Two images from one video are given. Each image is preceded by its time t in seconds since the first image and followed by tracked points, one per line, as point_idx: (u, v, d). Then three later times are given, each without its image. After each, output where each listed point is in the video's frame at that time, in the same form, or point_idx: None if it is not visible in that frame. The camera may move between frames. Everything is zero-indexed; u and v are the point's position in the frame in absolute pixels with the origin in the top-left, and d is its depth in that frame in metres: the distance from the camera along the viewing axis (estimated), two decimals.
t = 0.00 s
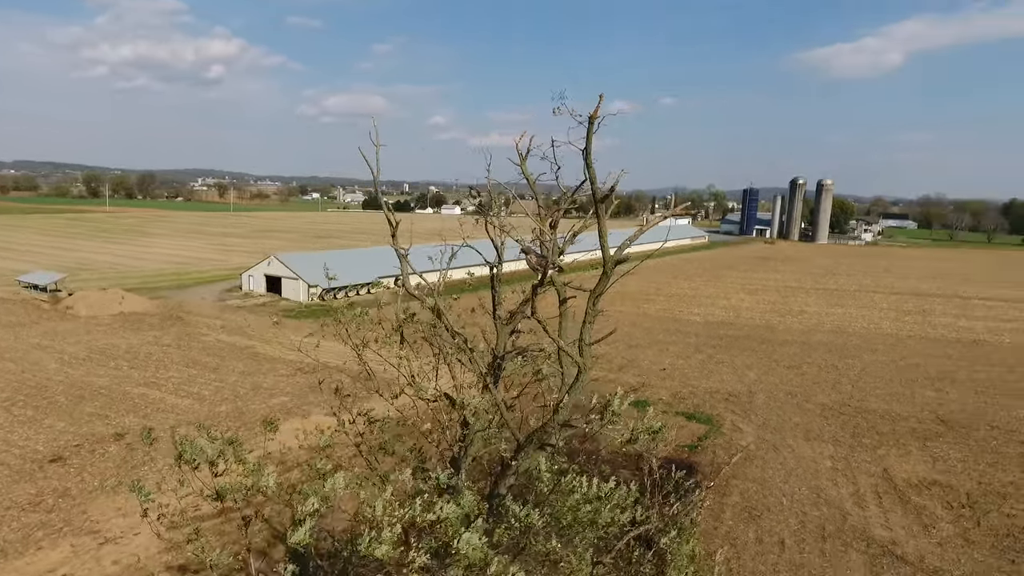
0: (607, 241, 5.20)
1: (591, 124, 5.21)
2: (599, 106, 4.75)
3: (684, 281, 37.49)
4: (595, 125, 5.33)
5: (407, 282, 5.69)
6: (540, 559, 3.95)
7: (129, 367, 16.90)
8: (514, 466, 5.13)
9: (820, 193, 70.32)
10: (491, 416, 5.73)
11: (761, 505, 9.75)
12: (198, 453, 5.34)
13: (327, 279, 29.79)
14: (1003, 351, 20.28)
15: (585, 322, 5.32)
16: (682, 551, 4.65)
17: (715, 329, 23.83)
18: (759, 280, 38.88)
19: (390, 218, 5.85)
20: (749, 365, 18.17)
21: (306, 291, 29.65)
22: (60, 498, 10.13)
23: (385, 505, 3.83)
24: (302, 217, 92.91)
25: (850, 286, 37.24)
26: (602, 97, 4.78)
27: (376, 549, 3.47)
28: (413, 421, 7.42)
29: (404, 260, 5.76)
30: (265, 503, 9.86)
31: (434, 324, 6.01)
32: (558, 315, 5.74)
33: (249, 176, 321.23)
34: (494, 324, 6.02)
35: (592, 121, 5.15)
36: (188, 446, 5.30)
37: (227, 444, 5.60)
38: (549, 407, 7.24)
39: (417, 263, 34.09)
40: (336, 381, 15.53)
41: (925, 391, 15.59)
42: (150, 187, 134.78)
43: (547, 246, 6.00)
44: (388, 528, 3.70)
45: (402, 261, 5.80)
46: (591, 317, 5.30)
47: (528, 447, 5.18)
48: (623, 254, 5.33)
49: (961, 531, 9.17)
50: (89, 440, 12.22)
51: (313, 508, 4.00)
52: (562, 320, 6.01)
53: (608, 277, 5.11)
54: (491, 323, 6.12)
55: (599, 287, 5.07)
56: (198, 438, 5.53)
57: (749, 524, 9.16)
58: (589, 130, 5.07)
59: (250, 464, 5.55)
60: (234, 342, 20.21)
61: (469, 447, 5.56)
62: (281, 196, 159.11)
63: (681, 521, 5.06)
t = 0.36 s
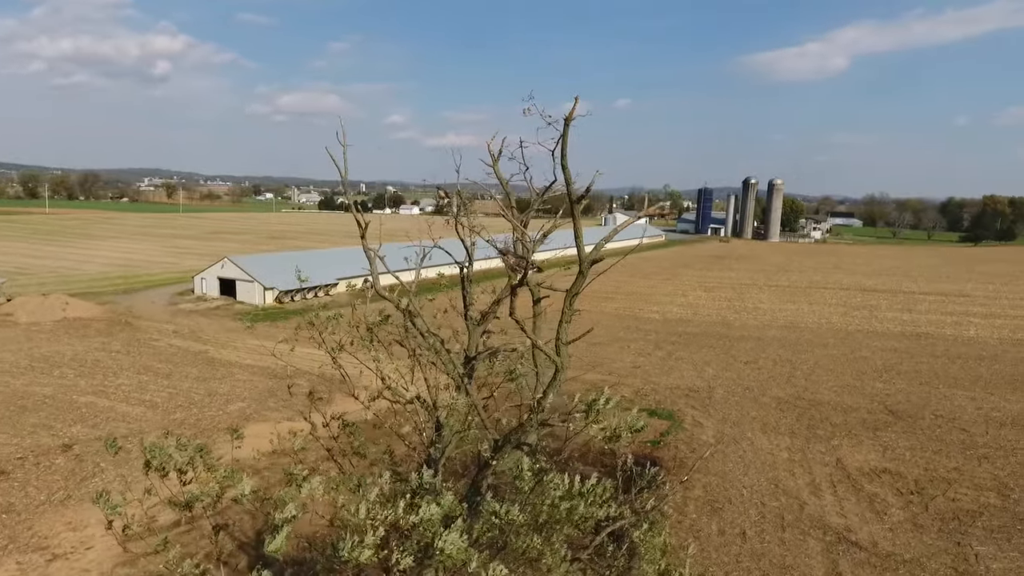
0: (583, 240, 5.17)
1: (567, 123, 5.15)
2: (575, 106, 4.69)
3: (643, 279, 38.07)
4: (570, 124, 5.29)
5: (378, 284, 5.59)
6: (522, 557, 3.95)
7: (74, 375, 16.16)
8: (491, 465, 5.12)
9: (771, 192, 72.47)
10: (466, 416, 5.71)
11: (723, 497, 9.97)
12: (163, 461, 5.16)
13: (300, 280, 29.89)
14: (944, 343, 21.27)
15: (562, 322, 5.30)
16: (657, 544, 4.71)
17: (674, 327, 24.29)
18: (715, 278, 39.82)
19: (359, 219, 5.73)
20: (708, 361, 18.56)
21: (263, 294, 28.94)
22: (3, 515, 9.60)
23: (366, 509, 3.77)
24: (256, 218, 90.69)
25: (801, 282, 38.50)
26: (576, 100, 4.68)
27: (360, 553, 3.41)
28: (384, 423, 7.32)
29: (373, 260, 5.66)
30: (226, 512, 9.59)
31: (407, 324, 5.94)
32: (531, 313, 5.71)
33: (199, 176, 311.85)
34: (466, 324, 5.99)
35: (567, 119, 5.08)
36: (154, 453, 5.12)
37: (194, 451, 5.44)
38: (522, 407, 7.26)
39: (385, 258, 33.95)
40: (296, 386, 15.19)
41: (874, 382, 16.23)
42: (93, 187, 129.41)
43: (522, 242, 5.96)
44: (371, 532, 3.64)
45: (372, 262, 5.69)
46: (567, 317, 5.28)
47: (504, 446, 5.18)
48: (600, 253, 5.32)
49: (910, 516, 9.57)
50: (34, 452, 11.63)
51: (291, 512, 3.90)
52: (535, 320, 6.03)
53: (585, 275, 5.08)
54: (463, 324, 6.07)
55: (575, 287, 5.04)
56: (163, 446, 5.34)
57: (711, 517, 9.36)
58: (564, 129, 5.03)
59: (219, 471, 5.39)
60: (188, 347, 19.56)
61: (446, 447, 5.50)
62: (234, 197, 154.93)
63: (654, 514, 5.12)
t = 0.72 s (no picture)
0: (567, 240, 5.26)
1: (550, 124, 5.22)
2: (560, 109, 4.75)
3: (613, 278, 38.41)
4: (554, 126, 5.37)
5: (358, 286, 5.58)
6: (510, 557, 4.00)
7: (30, 382, 15.57)
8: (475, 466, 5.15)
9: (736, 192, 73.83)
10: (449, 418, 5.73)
11: (695, 493, 10.12)
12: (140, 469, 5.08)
13: (281, 282, 30.20)
14: (903, 338, 21.95)
15: (547, 322, 5.36)
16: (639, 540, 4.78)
17: (644, 325, 24.56)
18: (684, 277, 40.40)
19: (338, 221, 5.72)
20: (678, 358, 18.81)
21: (229, 296, 28.31)
22: None
23: (356, 514, 3.77)
24: (221, 219, 88.73)
25: (766, 280, 39.33)
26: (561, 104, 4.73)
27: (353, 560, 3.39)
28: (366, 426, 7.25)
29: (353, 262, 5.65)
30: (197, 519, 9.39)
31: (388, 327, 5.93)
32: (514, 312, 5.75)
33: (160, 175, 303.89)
34: (447, 326, 6.06)
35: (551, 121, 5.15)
36: (129, 461, 5.03)
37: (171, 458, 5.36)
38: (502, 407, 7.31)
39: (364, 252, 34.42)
40: (264, 390, 14.91)
41: (838, 377, 16.69)
42: (47, 187, 124.95)
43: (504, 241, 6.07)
44: (362, 538, 3.64)
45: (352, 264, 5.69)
46: (552, 317, 5.35)
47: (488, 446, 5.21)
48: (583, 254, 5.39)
49: (875, 506, 9.86)
50: None
51: (279, 519, 3.87)
52: (518, 320, 6.12)
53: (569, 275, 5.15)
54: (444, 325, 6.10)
55: (560, 287, 5.10)
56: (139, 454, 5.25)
57: (685, 512, 9.50)
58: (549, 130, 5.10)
59: (198, 480, 5.30)
60: (151, 351, 19.02)
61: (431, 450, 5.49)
62: (198, 197, 151.37)
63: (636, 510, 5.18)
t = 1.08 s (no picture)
0: (558, 242, 5.29)
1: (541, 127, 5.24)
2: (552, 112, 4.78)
3: (590, 278, 38.60)
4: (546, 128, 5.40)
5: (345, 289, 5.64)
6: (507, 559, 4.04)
7: None
8: (467, 469, 5.18)
9: (711, 191, 74.75)
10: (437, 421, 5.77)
11: (674, 490, 10.22)
12: (123, 476, 5.02)
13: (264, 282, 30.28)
14: (874, 335, 22.43)
15: (539, 324, 5.39)
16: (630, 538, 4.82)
17: (622, 324, 24.74)
18: (660, 276, 40.78)
19: (323, 225, 5.73)
20: (656, 356, 18.97)
21: (201, 298, 27.80)
22: None
23: (354, 518, 3.78)
24: (193, 219, 87.09)
25: (740, 278, 39.91)
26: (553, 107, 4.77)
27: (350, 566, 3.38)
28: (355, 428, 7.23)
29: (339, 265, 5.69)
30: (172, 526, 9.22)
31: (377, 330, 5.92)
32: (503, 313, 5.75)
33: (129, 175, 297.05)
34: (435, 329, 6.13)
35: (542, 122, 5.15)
36: (110, 468, 4.98)
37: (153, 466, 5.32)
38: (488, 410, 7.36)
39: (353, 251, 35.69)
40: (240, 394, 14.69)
41: (811, 373, 17.01)
42: (9, 186, 121.32)
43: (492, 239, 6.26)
44: (360, 543, 3.65)
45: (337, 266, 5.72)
46: (543, 319, 5.40)
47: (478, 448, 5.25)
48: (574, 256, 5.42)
49: (850, 500, 10.08)
50: None
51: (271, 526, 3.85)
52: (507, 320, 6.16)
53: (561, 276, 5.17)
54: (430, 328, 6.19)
55: (552, 289, 5.13)
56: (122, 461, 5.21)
57: (665, 509, 9.60)
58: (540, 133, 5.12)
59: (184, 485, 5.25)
60: (122, 355, 18.59)
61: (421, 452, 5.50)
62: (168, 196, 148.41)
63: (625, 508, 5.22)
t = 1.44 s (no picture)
0: (556, 243, 5.21)
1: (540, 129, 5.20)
2: (551, 115, 4.72)
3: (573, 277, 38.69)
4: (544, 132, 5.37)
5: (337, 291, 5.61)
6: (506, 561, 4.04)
7: None
8: (464, 470, 5.18)
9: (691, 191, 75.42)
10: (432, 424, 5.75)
11: (660, 487, 10.29)
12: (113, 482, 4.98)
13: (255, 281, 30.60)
14: (852, 332, 22.78)
15: (536, 326, 5.34)
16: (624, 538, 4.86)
17: (605, 323, 24.85)
18: (642, 275, 41.05)
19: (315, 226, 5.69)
20: (639, 355, 19.08)
21: (180, 300, 27.37)
22: None
23: (355, 523, 3.76)
24: (168, 219, 85.55)
25: (721, 277, 40.34)
26: (553, 107, 4.69)
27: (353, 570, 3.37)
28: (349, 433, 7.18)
29: (331, 267, 5.68)
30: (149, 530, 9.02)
31: (371, 334, 5.88)
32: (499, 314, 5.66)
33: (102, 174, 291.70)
34: (426, 330, 6.08)
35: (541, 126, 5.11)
36: (102, 475, 5.02)
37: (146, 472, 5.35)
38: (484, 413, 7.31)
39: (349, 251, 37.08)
40: (221, 397, 14.47)
41: (792, 370, 17.24)
42: None
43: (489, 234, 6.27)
44: (360, 548, 3.64)
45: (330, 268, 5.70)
46: (541, 321, 5.34)
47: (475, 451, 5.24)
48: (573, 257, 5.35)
49: (831, 495, 10.24)
50: None
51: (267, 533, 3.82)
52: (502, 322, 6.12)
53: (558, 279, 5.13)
54: (423, 329, 6.17)
55: (549, 291, 5.07)
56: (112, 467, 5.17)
57: (652, 507, 9.66)
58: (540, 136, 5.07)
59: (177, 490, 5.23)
60: (98, 358, 18.23)
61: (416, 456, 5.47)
62: (144, 196, 145.73)
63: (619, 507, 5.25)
